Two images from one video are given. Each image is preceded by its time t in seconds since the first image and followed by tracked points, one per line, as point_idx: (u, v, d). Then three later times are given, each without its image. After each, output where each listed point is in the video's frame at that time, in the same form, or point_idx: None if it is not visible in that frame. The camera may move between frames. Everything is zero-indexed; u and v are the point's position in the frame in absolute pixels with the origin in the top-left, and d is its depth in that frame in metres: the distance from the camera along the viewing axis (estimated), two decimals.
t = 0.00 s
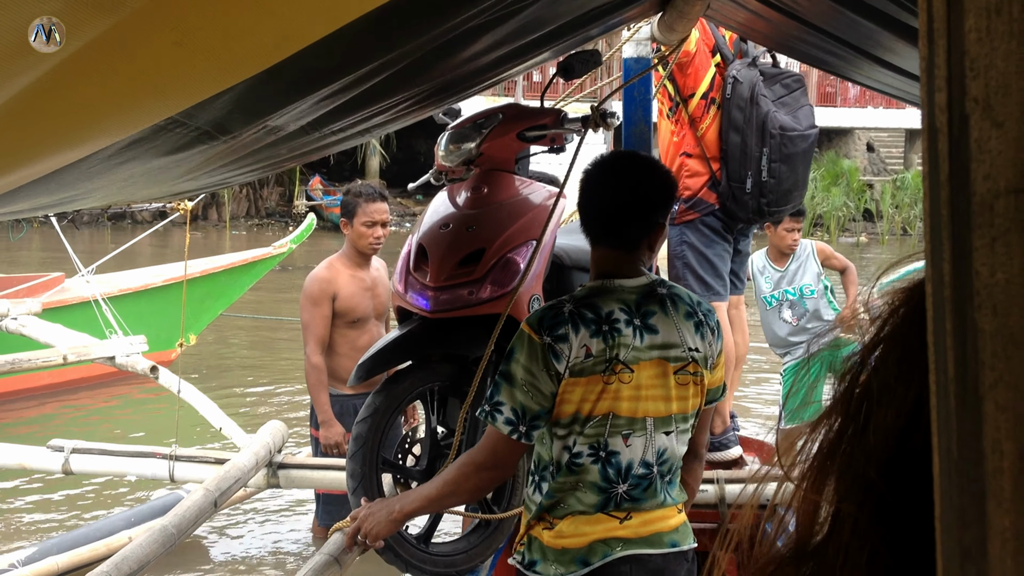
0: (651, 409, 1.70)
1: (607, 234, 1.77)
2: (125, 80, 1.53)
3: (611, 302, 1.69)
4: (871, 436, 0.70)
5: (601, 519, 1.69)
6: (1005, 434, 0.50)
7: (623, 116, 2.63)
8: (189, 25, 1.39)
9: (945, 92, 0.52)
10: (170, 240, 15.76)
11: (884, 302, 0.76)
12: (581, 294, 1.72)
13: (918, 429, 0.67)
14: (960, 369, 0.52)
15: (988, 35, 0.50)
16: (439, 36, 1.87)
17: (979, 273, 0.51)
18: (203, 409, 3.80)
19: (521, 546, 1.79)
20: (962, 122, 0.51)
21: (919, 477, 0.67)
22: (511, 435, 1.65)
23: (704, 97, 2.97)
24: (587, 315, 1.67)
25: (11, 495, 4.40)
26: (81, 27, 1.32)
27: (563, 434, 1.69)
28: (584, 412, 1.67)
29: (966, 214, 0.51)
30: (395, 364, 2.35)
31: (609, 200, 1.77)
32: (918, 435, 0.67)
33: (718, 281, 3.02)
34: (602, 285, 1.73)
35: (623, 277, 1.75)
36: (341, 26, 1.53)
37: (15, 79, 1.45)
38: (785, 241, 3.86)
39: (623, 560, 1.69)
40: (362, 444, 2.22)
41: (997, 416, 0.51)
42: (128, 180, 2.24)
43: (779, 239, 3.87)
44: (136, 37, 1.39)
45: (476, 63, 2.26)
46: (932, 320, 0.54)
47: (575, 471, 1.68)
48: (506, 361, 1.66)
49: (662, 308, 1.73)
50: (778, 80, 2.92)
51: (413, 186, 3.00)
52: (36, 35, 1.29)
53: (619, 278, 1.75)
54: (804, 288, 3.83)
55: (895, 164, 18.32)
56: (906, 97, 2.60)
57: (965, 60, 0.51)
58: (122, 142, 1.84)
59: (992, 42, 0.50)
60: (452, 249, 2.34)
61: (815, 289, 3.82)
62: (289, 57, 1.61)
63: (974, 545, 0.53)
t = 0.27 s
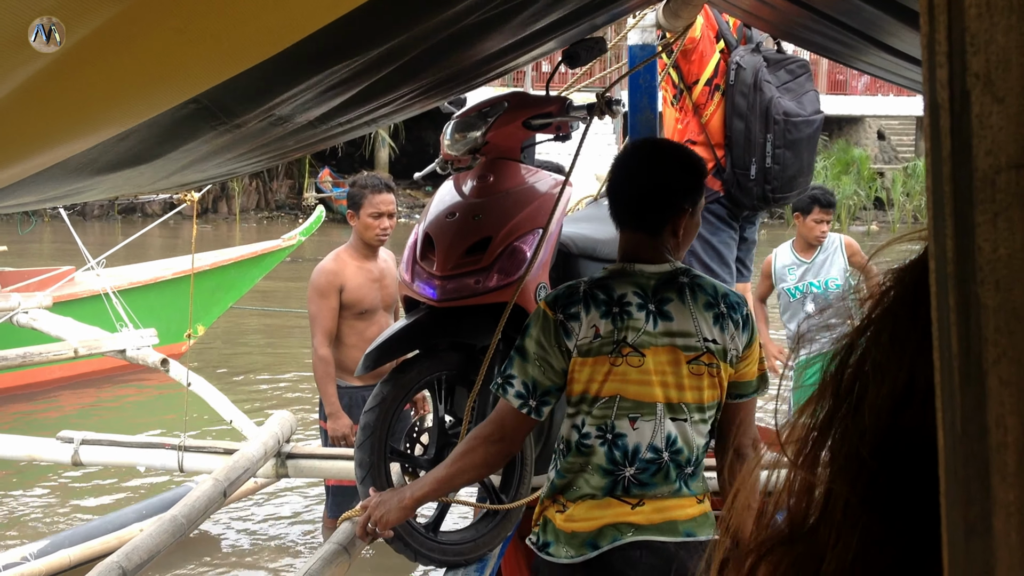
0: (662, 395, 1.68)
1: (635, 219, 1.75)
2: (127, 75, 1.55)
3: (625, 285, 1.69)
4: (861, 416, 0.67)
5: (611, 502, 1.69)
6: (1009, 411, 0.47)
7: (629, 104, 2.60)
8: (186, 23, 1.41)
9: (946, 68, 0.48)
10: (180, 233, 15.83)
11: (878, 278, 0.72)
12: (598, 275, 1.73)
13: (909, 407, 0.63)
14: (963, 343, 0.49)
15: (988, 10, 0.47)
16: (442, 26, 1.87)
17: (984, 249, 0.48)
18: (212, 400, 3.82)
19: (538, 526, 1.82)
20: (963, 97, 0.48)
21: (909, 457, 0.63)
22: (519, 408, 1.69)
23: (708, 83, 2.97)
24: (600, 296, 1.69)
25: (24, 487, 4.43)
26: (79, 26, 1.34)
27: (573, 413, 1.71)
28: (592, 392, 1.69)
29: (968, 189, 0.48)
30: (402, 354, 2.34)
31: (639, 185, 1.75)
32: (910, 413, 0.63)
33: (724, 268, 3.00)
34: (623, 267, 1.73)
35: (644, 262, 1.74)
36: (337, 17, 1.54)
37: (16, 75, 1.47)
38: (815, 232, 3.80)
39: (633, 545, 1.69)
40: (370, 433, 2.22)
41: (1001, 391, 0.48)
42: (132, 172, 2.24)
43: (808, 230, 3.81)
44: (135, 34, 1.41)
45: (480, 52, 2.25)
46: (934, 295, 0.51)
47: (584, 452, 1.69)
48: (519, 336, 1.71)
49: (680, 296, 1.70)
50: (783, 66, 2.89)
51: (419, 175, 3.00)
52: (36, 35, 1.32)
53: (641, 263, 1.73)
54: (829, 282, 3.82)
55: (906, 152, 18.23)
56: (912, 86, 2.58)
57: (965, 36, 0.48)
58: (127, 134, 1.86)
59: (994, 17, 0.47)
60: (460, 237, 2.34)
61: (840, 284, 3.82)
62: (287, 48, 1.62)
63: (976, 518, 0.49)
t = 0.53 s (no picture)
0: (679, 399, 1.68)
1: (667, 221, 1.74)
2: (132, 76, 1.55)
3: (644, 289, 1.69)
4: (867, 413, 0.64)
5: (627, 505, 1.70)
6: None
7: (635, 102, 2.60)
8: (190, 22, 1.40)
9: (966, 70, 0.44)
10: (187, 231, 15.88)
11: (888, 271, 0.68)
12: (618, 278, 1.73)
13: (914, 404, 0.60)
14: (983, 341, 0.45)
15: (1008, 12, 0.43)
16: (449, 25, 1.87)
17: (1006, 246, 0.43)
18: (220, 398, 3.84)
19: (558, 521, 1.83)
20: (983, 98, 0.44)
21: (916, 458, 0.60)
22: (536, 410, 1.68)
23: (712, 81, 2.98)
24: (616, 299, 1.68)
25: (32, 484, 4.46)
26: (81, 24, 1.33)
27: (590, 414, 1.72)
28: (608, 395, 1.69)
29: (986, 189, 0.44)
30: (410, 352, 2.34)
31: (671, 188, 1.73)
32: (912, 414, 0.60)
33: (730, 265, 2.99)
34: (643, 271, 1.73)
35: (667, 265, 1.74)
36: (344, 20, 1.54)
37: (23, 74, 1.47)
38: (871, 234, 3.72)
39: (649, 549, 1.70)
40: (378, 430, 2.23)
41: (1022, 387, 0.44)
42: (140, 171, 2.25)
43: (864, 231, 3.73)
44: (141, 32, 1.40)
45: (487, 50, 2.25)
46: (952, 294, 0.47)
47: (603, 453, 1.70)
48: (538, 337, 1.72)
49: (699, 299, 1.70)
50: (788, 63, 2.89)
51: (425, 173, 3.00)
52: (37, 35, 1.30)
53: (663, 266, 1.73)
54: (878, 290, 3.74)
55: (913, 150, 18.20)
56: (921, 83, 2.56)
57: (984, 37, 0.44)
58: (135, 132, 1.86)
59: (1013, 17, 0.43)
60: (468, 235, 2.34)
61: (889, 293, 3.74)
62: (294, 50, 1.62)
63: (998, 513, 0.45)
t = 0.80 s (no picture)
0: (680, 404, 1.66)
1: (682, 223, 1.71)
2: (139, 78, 1.55)
3: (648, 292, 1.68)
4: (898, 414, 0.67)
5: (624, 512, 1.68)
6: None
7: (640, 102, 2.59)
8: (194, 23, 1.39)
9: (1009, 67, 0.47)
10: (186, 229, 15.86)
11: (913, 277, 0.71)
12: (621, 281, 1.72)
13: (946, 407, 0.64)
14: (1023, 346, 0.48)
15: None
16: (456, 27, 1.87)
17: None
18: (220, 396, 3.82)
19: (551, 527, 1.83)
20: None
21: (950, 459, 0.63)
22: (535, 415, 1.69)
23: (716, 79, 2.98)
24: (620, 302, 1.68)
25: (32, 482, 4.44)
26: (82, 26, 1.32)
27: (592, 419, 1.70)
28: (611, 400, 1.68)
29: None
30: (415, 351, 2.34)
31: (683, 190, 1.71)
32: (947, 411, 0.63)
33: (733, 267, 2.99)
34: (648, 274, 1.72)
35: (671, 268, 1.72)
36: (350, 23, 1.54)
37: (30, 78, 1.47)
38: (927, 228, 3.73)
39: (645, 556, 1.68)
40: (382, 429, 2.22)
41: None
42: (144, 169, 2.25)
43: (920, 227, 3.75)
44: (145, 33, 1.40)
45: (493, 51, 2.25)
46: (995, 296, 0.50)
47: (601, 458, 1.68)
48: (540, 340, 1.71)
49: (704, 303, 1.68)
50: (792, 64, 2.86)
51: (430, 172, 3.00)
52: (37, 35, 1.30)
53: (667, 269, 1.71)
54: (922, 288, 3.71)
55: (914, 150, 18.18)
56: (926, 83, 2.56)
57: None
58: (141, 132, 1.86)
59: None
60: (471, 235, 2.33)
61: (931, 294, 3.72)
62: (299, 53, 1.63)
63: None
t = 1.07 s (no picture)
0: (665, 401, 1.65)
1: (661, 218, 1.73)
2: (141, 75, 1.56)
3: (631, 289, 1.67)
4: (927, 399, 0.68)
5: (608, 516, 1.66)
6: None
7: (640, 101, 2.58)
8: (197, 21, 1.38)
9: None
10: (184, 226, 15.83)
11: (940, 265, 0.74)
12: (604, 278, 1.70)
13: (977, 389, 0.64)
14: None
15: None
16: (459, 23, 1.86)
17: None
18: (219, 393, 3.82)
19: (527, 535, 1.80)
20: None
21: (982, 436, 0.63)
22: (521, 421, 1.67)
23: (719, 79, 2.97)
24: (604, 300, 1.66)
25: (28, 478, 4.44)
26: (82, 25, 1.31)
27: (576, 422, 1.67)
28: (596, 401, 1.65)
29: None
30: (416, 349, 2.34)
31: (660, 184, 1.73)
32: (977, 394, 0.64)
33: (734, 266, 2.99)
34: (629, 270, 1.70)
35: (652, 264, 1.73)
36: (353, 19, 1.54)
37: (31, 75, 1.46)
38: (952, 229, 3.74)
39: (626, 562, 1.66)
40: (382, 427, 2.22)
41: None
42: (142, 164, 2.24)
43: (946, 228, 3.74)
44: (147, 31, 1.39)
45: (497, 49, 2.25)
46: None
47: (585, 462, 1.65)
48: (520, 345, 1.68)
49: (687, 298, 1.69)
50: (796, 64, 2.83)
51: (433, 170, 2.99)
52: (37, 35, 1.29)
53: (646, 266, 1.72)
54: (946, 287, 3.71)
55: (912, 150, 18.21)
56: (929, 80, 2.56)
57: None
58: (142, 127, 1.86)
59: None
60: (473, 232, 2.34)
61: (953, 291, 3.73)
62: (301, 50, 1.62)
63: None
